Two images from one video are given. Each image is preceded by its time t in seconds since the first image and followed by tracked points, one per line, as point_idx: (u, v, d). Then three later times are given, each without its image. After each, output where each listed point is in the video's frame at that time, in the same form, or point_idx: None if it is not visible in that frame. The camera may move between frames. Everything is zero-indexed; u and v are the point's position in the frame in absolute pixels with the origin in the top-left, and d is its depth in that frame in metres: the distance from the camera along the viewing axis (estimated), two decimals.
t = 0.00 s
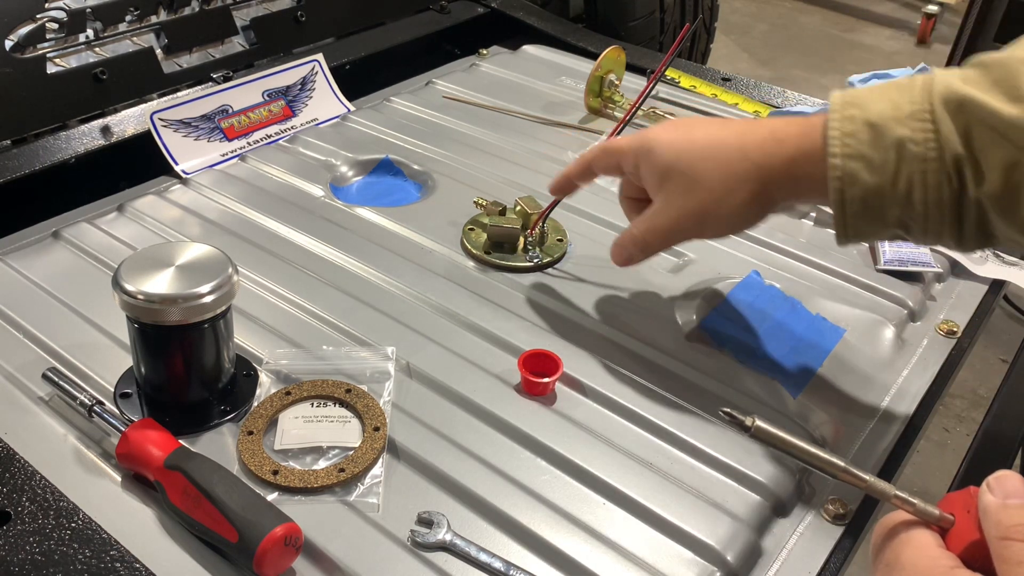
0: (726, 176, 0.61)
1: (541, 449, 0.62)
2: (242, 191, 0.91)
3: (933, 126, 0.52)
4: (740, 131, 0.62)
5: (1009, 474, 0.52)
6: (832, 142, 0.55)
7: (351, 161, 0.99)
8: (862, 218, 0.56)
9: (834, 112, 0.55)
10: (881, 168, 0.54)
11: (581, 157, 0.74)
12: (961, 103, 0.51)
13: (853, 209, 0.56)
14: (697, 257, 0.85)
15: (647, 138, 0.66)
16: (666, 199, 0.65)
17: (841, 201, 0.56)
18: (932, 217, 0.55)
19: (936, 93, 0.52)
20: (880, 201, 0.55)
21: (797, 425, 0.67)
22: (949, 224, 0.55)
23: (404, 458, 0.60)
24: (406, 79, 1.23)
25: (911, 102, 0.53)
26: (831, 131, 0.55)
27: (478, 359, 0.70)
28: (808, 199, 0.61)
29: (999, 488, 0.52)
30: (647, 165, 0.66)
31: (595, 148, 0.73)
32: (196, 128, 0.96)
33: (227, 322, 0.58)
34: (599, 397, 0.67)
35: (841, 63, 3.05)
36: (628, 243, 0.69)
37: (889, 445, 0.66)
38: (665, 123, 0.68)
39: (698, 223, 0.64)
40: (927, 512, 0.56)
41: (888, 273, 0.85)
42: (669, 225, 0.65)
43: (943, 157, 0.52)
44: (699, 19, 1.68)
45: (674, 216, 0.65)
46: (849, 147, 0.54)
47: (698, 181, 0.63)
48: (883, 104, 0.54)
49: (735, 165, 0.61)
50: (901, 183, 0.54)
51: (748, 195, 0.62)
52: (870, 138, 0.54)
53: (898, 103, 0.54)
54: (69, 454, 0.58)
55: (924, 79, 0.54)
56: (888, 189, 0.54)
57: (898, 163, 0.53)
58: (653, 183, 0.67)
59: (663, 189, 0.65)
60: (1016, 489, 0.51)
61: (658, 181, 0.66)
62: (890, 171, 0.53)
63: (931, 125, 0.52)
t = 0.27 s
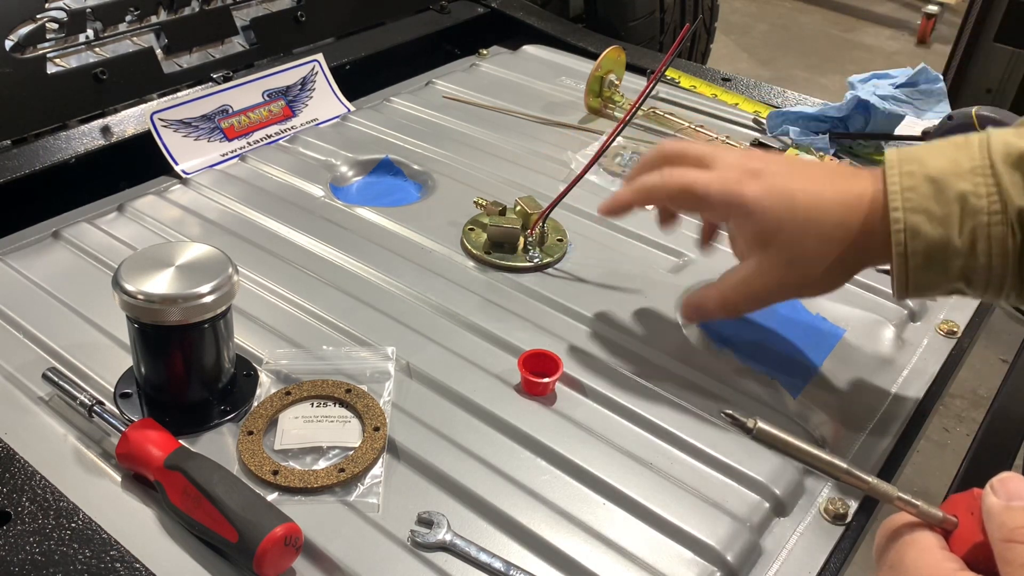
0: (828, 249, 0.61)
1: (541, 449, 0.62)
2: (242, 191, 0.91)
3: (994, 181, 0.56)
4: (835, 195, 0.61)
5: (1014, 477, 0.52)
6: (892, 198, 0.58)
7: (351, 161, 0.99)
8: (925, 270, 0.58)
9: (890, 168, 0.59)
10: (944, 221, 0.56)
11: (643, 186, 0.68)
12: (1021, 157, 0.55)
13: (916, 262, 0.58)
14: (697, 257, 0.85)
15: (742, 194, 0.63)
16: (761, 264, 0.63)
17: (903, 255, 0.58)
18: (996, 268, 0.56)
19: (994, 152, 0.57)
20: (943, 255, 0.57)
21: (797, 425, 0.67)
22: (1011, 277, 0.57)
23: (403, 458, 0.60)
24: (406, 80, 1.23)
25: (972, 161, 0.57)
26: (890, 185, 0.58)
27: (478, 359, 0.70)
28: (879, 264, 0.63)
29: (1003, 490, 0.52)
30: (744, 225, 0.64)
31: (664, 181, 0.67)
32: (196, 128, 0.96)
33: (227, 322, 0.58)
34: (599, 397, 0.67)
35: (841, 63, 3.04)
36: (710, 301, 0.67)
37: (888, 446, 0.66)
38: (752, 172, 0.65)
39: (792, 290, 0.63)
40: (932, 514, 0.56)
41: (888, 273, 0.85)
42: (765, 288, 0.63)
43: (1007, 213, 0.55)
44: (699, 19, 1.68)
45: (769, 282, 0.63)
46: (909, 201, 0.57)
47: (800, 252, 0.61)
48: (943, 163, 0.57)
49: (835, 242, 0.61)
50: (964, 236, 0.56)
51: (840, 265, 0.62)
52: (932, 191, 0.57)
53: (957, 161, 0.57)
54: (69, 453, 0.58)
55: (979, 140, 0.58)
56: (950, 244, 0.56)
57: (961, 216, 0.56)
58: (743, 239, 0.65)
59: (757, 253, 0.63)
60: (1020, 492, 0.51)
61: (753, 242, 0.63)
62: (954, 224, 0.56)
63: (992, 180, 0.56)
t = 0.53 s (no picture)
0: (841, 119, 0.54)
1: (541, 449, 0.62)
2: (242, 191, 0.91)
3: (1005, 65, 0.51)
4: (867, 53, 0.54)
5: (1016, 472, 0.52)
6: (897, 70, 0.53)
7: (351, 161, 0.99)
8: (918, 153, 0.54)
9: (899, 40, 0.54)
10: (946, 104, 0.52)
11: None
12: None
13: (910, 144, 0.54)
14: (697, 257, 0.85)
15: (768, 34, 0.56)
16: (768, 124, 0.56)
17: (898, 136, 0.54)
18: (991, 161, 0.53)
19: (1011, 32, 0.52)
20: (941, 139, 0.53)
21: (797, 426, 0.67)
22: (1005, 171, 0.54)
23: (404, 458, 0.60)
24: (406, 80, 1.23)
25: (984, 40, 0.53)
26: (896, 56, 0.53)
27: (478, 359, 0.70)
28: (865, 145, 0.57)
29: (1004, 485, 0.52)
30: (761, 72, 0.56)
31: None
32: (197, 128, 0.96)
33: (227, 322, 0.58)
34: (600, 397, 0.67)
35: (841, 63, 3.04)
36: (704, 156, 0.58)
37: (889, 446, 0.66)
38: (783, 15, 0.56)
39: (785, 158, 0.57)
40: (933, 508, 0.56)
41: (888, 273, 0.85)
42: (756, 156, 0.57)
43: (1013, 99, 0.51)
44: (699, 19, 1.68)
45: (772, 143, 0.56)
46: (914, 78, 0.52)
47: (812, 115, 0.55)
48: (956, 40, 0.53)
49: (850, 106, 0.54)
50: (965, 122, 0.52)
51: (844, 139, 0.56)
52: (938, 70, 0.52)
53: (969, 38, 0.53)
54: (69, 454, 0.58)
55: (995, 19, 0.53)
56: (949, 127, 0.53)
57: (965, 99, 0.52)
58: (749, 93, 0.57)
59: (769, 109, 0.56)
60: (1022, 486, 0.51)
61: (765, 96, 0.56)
62: (957, 107, 0.52)
63: (1004, 62, 0.51)
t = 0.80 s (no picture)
0: (800, 151, 0.62)
1: (541, 449, 0.62)
2: (242, 191, 0.91)
3: (974, 89, 0.58)
4: (818, 89, 0.62)
5: (1016, 476, 0.52)
6: (871, 100, 0.60)
7: (351, 161, 0.99)
8: (896, 176, 0.61)
9: (872, 71, 0.61)
10: (918, 128, 0.59)
11: (626, 39, 0.63)
12: (1003, 67, 0.57)
13: (888, 167, 0.61)
14: (697, 257, 0.85)
15: (725, 77, 0.62)
16: (733, 159, 0.64)
17: (876, 160, 0.61)
18: (967, 177, 0.60)
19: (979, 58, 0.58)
20: (916, 160, 0.60)
21: (797, 426, 0.67)
22: (983, 186, 0.60)
23: (404, 458, 0.60)
24: (406, 79, 1.23)
25: (954, 66, 0.60)
26: (870, 87, 0.60)
27: (478, 359, 0.70)
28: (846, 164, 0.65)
29: (1004, 490, 0.51)
30: (721, 113, 0.63)
31: (651, 44, 0.62)
32: (196, 128, 0.96)
33: (227, 322, 0.58)
34: (600, 397, 0.67)
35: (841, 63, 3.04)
36: (679, 201, 0.68)
37: (889, 446, 0.66)
38: (740, 56, 0.62)
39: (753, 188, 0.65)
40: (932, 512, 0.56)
41: (888, 273, 0.85)
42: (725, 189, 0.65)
43: (982, 121, 0.58)
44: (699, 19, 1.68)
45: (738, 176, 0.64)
46: (888, 105, 0.60)
47: (772, 149, 0.63)
48: (925, 69, 0.60)
49: (810, 139, 0.62)
50: (938, 144, 0.59)
51: (807, 166, 0.64)
52: (910, 97, 0.60)
53: (938, 65, 0.60)
54: (69, 454, 0.58)
55: (965, 44, 0.60)
56: (923, 149, 0.60)
57: (937, 123, 0.59)
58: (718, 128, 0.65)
59: (732, 145, 0.64)
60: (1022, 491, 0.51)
61: (728, 133, 0.64)
62: (928, 132, 0.59)
63: (972, 86, 0.58)
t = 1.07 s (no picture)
0: (795, 160, 0.64)
1: (541, 450, 0.62)
2: (242, 191, 0.91)
3: (966, 98, 0.60)
4: (812, 99, 0.63)
5: (1016, 475, 0.52)
6: (864, 110, 0.62)
7: (351, 161, 0.99)
8: (889, 187, 0.63)
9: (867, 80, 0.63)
10: (911, 138, 0.61)
11: (622, 49, 0.66)
12: (995, 76, 0.58)
13: (882, 178, 0.63)
14: (697, 257, 0.85)
15: (720, 84, 0.64)
16: (729, 167, 0.65)
17: (870, 170, 0.63)
18: (961, 188, 0.61)
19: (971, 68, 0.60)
20: (909, 170, 0.62)
21: (797, 426, 0.67)
22: (978, 196, 0.61)
23: (404, 458, 0.60)
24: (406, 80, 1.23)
25: (946, 77, 0.61)
26: (862, 97, 0.62)
27: (478, 359, 0.70)
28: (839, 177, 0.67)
29: (1004, 488, 0.51)
30: (717, 120, 0.64)
31: (648, 53, 0.65)
32: (196, 128, 0.96)
33: (227, 322, 0.58)
34: (600, 397, 0.67)
35: (841, 63, 3.04)
36: (674, 208, 0.68)
37: (888, 446, 0.66)
38: (735, 64, 0.64)
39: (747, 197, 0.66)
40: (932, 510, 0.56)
41: (888, 273, 0.85)
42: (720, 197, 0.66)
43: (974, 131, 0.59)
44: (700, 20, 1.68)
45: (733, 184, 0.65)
46: (880, 116, 0.61)
47: (770, 159, 0.64)
48: (918, 79, 0.62)
49: (804, 149, 0.64)
50: (931, 153, 0.61)
51: (800, 176, 0.65)
52: (902, 107, 0.61)
53: (931, 76, 0.61)
54: (69, 454, 0.58)
55: (958, 54, 0.62)
56: (917, 159, 0.61)
57: (929, 133, 0.60)
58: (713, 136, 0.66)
59: (728, 154, 0.65)
60: (1021, 489, 0.51)
61: (724, 140, 0.65)
62: (921, 142, 0.61)
63: (964, 96, 0.60)
